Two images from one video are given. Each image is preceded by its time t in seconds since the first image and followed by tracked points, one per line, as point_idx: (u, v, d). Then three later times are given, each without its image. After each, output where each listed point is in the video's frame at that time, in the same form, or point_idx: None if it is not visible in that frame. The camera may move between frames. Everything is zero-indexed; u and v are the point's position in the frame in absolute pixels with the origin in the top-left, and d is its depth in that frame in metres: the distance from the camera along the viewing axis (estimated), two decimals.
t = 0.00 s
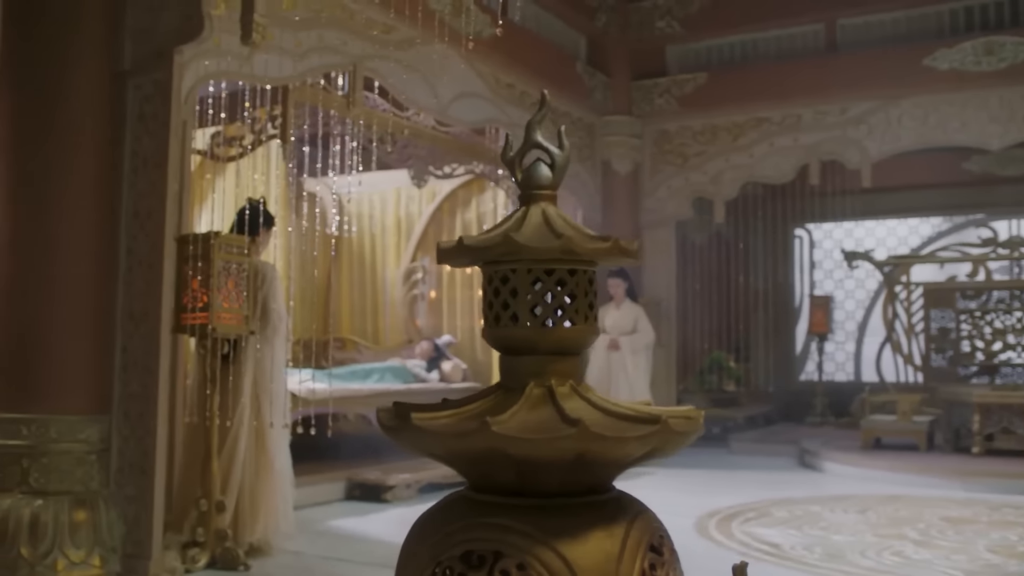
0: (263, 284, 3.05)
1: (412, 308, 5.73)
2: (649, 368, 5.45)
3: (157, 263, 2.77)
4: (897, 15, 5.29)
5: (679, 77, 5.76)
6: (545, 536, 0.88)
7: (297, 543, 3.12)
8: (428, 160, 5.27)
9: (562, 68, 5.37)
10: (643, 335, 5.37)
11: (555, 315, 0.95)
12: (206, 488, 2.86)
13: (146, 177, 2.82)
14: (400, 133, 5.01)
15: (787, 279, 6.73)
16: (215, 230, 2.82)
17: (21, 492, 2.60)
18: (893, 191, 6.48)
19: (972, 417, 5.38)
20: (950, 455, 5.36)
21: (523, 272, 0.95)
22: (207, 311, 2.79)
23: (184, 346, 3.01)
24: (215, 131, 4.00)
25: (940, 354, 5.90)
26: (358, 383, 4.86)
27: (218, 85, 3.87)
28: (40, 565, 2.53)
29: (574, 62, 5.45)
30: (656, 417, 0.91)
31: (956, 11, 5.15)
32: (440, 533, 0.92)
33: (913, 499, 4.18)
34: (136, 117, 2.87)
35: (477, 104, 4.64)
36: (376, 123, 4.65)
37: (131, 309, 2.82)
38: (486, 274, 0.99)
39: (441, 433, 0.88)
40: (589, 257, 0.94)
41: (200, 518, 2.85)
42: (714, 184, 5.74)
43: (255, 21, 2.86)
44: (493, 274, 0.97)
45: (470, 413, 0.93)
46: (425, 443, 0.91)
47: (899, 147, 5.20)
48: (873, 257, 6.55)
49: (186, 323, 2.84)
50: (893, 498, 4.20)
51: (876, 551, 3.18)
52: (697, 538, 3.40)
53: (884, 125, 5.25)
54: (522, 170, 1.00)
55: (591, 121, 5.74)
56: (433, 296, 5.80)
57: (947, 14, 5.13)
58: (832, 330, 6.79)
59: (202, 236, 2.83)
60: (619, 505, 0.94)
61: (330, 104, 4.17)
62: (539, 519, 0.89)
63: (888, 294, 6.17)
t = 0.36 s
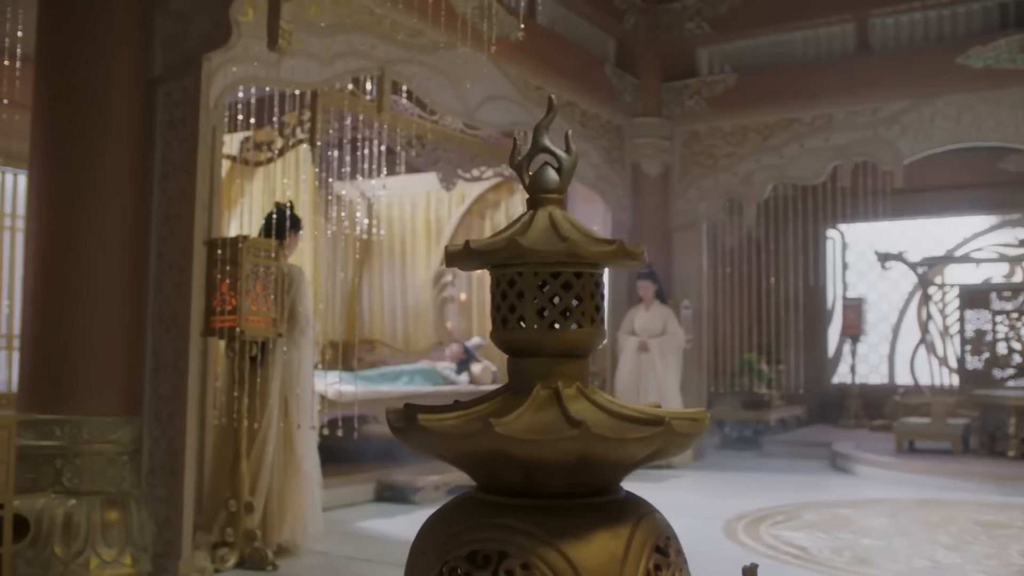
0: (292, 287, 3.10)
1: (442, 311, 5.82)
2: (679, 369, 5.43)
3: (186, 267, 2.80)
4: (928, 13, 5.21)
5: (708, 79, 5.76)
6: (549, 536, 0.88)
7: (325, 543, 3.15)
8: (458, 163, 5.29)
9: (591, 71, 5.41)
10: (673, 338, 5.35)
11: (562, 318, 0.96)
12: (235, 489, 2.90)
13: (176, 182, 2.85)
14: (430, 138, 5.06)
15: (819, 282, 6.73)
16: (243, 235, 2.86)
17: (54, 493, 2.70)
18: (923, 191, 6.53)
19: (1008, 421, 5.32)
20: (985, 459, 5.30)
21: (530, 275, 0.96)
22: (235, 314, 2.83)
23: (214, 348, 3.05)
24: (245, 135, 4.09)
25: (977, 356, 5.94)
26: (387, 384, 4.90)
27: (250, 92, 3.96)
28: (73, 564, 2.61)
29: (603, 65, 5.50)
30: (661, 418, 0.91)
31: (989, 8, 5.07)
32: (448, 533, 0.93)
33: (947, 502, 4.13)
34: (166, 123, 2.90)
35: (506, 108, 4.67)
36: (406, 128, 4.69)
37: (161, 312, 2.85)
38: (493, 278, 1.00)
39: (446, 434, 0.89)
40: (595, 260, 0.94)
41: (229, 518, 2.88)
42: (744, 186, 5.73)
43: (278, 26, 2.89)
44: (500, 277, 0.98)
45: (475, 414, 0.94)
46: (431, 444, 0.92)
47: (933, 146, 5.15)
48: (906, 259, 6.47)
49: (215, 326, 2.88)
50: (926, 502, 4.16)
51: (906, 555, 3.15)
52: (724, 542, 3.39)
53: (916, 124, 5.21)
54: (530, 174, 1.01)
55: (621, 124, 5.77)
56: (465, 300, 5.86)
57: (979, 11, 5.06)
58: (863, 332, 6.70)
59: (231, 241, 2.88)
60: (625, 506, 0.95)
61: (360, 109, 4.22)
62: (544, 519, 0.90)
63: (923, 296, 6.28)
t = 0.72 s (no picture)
0: (316, 287, 3.13)
1: (469, 311, 5.83)
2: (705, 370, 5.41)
3: (210, 269, 2.84)
4: (957, 11, 5.16)
5: (734, 78, 5.75)
6: (549, 535, 0.89)
7: (351, 543, 3.17)
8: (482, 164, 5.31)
9: (616, 72, 5.41)
10: (699, 338, 5.33)
11: (563, 318, 0.97)
12: (260, 488, 2.93)
13: (201, 184, 2.89)
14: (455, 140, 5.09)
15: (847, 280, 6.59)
16: (266, 237, 2.89)
17: (82, 491, 2.75)
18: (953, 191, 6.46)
19: None
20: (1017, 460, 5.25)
21: (531, 276, 0.97)
22: (259, 315, 2.86)
23: (239, 348, 3.09)
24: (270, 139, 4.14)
25: (1009, 355, 6.11)
26: (413, 384, 4.92)
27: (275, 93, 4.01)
28: (102, 561, 2.67)
29: (628, 65, 5.51)
30: (660, 418, 0.92)
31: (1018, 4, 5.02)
32: (450, 531, 0.94)
33: (975, 504, 4.09)
34: (191, 127, 2.95)
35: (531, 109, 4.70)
36: (431, 131, 4.73)
37: (186, 313, 2.89)
38: (497, 279, 1.01)
39: (446, 433, 0.90)
40: (595, 262, 0.95)
41: (254, 517, 2.91)
42: (771, 185, 5.72)
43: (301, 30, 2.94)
44: (502, 279, 0.99)
45: (477, 414, 0.95)
46: (433, 443, 0.93)
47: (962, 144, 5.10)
48: (937, 258, 6.49)
49: (240, 327, 2.92)
50: (955, 504, 4.12)
51: (932, 556, 3.13)
52: (749, 543, 3.38)
53: (945, 123, 5.17)
54: (532, 175, 1.02)
55: (646, 124, 5.76)
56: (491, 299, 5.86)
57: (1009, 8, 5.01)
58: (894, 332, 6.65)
59: (255, 242, 2.91)
60: (626, 505, 0.96)
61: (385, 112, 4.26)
62: (544, 519, 0.91)
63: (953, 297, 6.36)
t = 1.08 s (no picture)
0: (338, 288, 3.16)
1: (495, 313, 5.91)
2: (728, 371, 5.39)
3: (233, 271, 2.87)
4: (986, 8, 5.16)
5: (758, 78, 5.73)
6: (545, 533, 0.91)
7: (372, 542, 3.20)
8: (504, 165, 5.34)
9: (638, 72, 5.42)
10: (723, 338, 5.31)
11: (561, 320, 0.98)
12: (281, 488, 2.96)
13: (223, 188, 2.93)
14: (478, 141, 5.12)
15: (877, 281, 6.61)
16: (287, 239, 2.92)
17: (108, 490, 2.81)
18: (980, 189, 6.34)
19: None
20: None
21: (529, 278, 0.98)
22: (280, 317, 2.90)
23: (262, 348, 3.12)
24: (296, 141, 4.05)
25: None
26: (435, 385, 4.94)
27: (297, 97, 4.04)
28: (126, 559, 2.71)
29: (651, 66, 5.51)
30: (655, 418, 0.93)
31: None
32: (450, 528, 0.96)
33: (1002, 507, 4.04)
34: (214, 131, 2.98)
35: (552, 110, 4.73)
36: (454, 133, 4.76)
37: (209, 314, 2.93)
38: (497, 281, 1.02)
39: (444, 432, 0.91)
40: (591, 264, 0.96)
41: (276, 516, 2.94)
42: (795, 185, 5.69)
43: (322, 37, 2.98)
44: (502, 281, 1.01)
45: (476, 413, 0.96)
46: (433, 442, 0.95)
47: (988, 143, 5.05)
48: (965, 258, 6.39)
49: (263, 328, 2.95)
50: (981, 507, 4.07)
51: (955, 559, 3.10)
52: (769, 545, 3.36)
53: (972, 122, 5.12)
54: (532, 179, 1.03)
55: (670, 125, 5.74)
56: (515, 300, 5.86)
57: None
58: (922, 332, 6.57)
59: (277, 245, 2.94)
60: (623, 503, 0.97)
61: (406, 114, 4.29)
62: (541, 517, 0.92)
63: (985, 297, 5.86)
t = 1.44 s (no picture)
0: (356, 287, 3.19)
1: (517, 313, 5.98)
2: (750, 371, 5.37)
3: (251, 272, 2.90)
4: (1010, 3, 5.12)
5: (780, 77, 5.71)
6: (538, 530, 0.92)
7: (388, 541, 3.22)
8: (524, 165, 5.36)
9: (659, 72, 5.41)
10: (745, 338, 5.29)
11: (554, 321, 0.99)
12: (300, 487, 2.99)
13: (241, 189, 2.96)
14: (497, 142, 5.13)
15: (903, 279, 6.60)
16: (305, 240, 2.94)
17: (129, 488, 2.86)
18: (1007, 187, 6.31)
19: None
20: None
21: (523, 279, 1.00)
22: (298, 317, 2.93)
23: (282, 348, 3.15)
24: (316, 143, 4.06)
25: None
26: (455, 384, 4.96)
27: (317, 98, 4.07)
28: (147, 555, 2.75)
29: (672, 65, 5.50)
30: (645, 417, 0.94)
31: None
32: (445, 525, 0.97)
33: None
34: (232, 133, 3.01)
35: (571, 109, 4.75)
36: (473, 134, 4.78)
37: (228, 314, 2.95)
38: (493, 283, 1.04)
39: (437, 430, 0.93)
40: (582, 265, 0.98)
41: (294, 514, 2.96)
42: (817, 184, 5.66)
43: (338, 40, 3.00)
44: (497, 282, 1.02)
45: (472, 410, 0.98)
46: (427, 441, 0.96)
47: (1013, 140, 5.00)
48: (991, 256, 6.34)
49: (282, 328, 2.98)
50: (1004, 507, 4.04)
51: (975, 560, 3.08)
52: (788, 545, 3.35)
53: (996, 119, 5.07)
54: (528, 182, 1.05)
55: (691, 124, 5.74)
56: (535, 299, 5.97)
57: None
58: (947, 332, 6.54)
59: (295, 245, 2.96)
60: (615, 500, 0.98)
61: (425, 115, 4.32)
62: (534, 514, 0.94)
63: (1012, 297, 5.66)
